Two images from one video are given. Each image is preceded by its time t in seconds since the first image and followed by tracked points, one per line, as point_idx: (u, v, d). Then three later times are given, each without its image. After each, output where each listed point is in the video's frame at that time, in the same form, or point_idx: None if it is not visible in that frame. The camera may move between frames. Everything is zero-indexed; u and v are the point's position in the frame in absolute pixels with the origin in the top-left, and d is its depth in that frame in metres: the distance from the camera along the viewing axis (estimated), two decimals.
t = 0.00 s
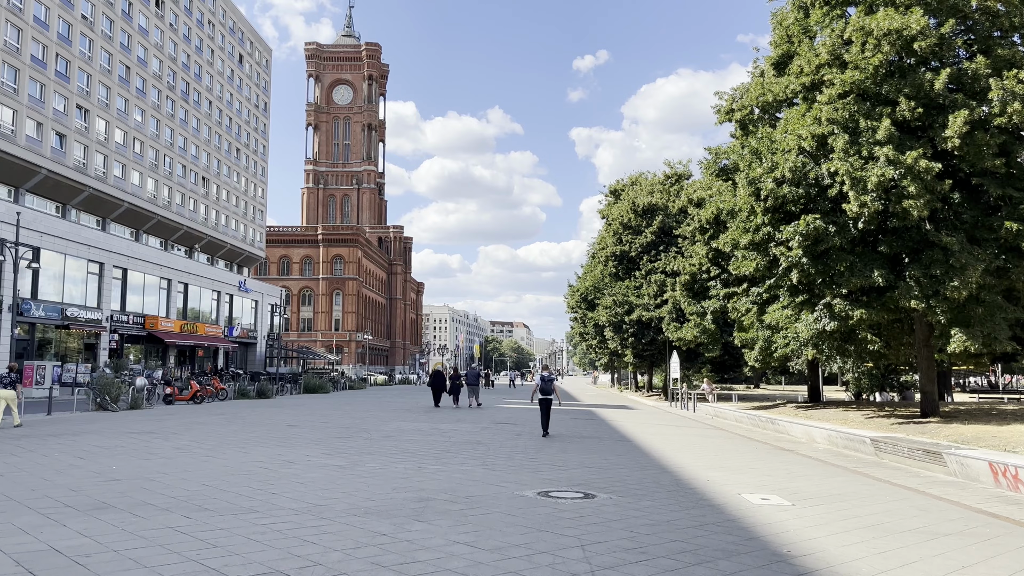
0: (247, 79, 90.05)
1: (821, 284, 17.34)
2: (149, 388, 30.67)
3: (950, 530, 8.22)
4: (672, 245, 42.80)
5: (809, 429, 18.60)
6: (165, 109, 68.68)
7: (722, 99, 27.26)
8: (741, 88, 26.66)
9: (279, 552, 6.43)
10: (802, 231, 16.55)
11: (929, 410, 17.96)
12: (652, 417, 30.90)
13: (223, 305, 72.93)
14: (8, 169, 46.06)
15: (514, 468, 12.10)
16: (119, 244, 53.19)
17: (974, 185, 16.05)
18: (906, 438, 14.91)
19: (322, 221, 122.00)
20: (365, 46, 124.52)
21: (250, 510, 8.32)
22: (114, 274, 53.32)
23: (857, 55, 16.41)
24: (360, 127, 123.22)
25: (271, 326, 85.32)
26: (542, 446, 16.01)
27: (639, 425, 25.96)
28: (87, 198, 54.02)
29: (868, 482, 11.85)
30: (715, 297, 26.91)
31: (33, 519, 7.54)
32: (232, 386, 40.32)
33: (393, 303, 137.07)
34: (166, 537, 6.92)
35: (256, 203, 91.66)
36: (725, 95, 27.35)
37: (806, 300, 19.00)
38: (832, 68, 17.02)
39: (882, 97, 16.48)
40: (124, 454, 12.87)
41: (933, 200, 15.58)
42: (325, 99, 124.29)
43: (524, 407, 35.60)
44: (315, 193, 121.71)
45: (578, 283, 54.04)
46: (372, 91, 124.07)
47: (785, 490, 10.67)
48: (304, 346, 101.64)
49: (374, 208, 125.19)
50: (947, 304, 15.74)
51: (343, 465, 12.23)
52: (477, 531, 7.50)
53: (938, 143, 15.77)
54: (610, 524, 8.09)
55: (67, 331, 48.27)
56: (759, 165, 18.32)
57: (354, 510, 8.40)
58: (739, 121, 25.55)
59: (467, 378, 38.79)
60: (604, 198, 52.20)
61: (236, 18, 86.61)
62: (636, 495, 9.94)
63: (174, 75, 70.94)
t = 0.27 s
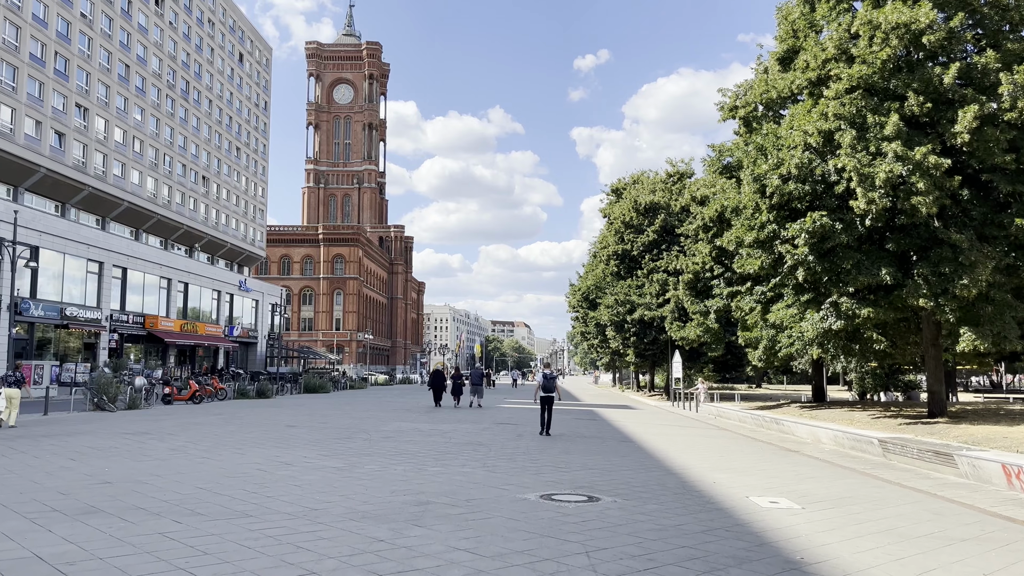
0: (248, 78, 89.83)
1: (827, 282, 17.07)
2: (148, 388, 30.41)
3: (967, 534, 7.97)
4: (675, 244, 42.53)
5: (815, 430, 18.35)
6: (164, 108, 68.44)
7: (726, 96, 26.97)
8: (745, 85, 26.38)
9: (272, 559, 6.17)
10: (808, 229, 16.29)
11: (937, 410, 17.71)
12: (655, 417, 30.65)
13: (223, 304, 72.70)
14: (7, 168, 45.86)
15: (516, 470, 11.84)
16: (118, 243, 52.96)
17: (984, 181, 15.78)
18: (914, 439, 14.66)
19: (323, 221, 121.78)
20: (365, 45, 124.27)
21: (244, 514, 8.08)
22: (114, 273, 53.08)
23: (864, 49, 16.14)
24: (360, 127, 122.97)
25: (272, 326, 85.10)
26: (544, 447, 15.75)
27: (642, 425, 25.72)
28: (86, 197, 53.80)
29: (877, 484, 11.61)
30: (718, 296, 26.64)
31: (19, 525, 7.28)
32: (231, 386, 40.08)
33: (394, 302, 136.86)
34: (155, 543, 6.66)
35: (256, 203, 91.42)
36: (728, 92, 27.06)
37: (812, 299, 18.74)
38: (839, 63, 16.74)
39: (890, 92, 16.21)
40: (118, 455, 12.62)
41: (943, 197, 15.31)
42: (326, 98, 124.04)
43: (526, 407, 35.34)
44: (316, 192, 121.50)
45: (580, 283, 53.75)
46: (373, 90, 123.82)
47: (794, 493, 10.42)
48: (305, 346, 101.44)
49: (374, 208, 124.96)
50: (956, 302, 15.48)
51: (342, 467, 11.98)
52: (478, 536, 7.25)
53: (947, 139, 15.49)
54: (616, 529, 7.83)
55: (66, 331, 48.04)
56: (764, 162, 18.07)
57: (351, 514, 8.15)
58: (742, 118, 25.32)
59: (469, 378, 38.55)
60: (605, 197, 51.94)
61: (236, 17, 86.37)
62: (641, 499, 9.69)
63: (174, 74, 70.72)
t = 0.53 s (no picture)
0: (246, 76, 89.52)
1: (831, 279, 16.82)
2: (144, 388, 30.14)
3: (979, 538, 7.74)
4: (675, 243, 42.27)
5: (818, 430, 18.11)
6: (163, 107, 68.13)
7: (727, 93, 26.72)
8: (747, 81, 26.14)
9: (262, 566, 5.95)
10: (812, 225, 16.05)
11: (943, 410, 17.48)
12: (656, 416, 30.40)
13: (222, 304, 72.40)
14: (4, 166, 45.60)
15: (516, 471, 11.60)
16: (116, 242, 52.68)
17: (991, 177, 15.53)
18: (921, 438, 14.45)
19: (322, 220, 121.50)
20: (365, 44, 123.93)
21: (236, 517, 7.84)
22: (113, 272, 52.81)
23: (869, 43, 15.87)
24: (360, 126, 122.65)
25: (271, 325, 84.83)
26: (544, 447, 15.50)
27: (644, 425, 25.47)
28: (84, 196, 53.54)
29: (885, 485, 11.37)
30: (720, 295, 26.38)
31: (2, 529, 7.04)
32: (229, 386, 39.81)
33: (394, 302, 136.63)
34: (141, 549, 6.42)
35: (256, 202, 91.12)
36: (730, 88, 26.80)
37: (816, 297, 18.47)
38: (843, 57, 16.48)
39: (895, 86, 15.96)
40: (109, 456, 12.37)
41: (949, 193, 15.05)
42: (325, 97, 123.73)
43: (526, 407, 35.10)
44: (316, 191, 121.23)
45: (580, 281, 53.48)
46: (372, 89, 123.53)
47: (800, 495, 10.19)
48: (305, 345, 101.25)
49: (374, 207, 124.70)
50: (963, 300, 15.24)
51: (339, 468, 11.75)
52: (476, 541, 7.00)
53: (954, 134, 15.22)
54: (619, 532, 7.61)
55: (64, 330, 47.77)
56: (767, 158, 17.81)
57: (346, 517, 7.90)
58: (744, 114, 25.06)
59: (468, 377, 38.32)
60: (605, 195, 51.65)
61: (235, 15, 86.06)
62: (644, 501, 9.46)
63: (172, 73, 70.42)
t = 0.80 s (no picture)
0: (243, 75, 89.14)
1: (833, 276, 16.57)
2: (138, 388, 29.83)
3: (991, 541, 7.47)
4: (674, 241, 42.02)
5: (820, 429, 17.86)
6: (159, 106, 67.77)
7: (727, 89, 26.48)
8: (747, 77, 25.91)
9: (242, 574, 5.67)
10: (814, 221, 15.80)
11: (946, 409, 17.24)
12: (655, 415, 30.16)
13: (219, 304, 72.11)
14: None
15: (512, 473, 11.33)
16: (112, 241, 52.36)
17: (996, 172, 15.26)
18: (925, 438, 14.20)
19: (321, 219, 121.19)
20: (363, 43, 123.59)
21: (220, 522, 7.56)
22: (109, 272, 52.49)
23: (872, 36, 15.60)
24: (358, 125, 122.31)
25: (269, 325, 84.51)
26: (541, 448, 15.23)
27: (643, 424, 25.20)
28: (80, 195, 53.22)
29: (889, 486, 11.11)
30: (720, 293, 26.12)
31: None
32: (226, 386, 39.50)
33: (393, 301, 136.38)
34: (117, 556, 6.14)
35: (253, 201, 90.76)
36: (730, 85, 26.56)
37: (817, 295, 18.20)
38: (845, 50, 16.21)
39: (898, 80, 15.70)
40: (96, 459, 12.08)
41: (954, 188, 14.79)
42: (323, 97, 123.38)
43: (524, 406, 34.84)
44: (314, 191, 120.90)
45: (578, 280, 53.25)
46: (370, 88, 123.20)
47: (804, 496, 9.93)
48: (303, 345, 100.99)
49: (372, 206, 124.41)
50: (967, 297, 14.99)
51: (331, 469, 11.47)
52: (468, 547, 6.72)
53: (958, 128, 14.96)
54: (617, 536, 7.33)
55: (60, 331, 47.43)
56: (768, 154, 17.55)
57: (334, 522, 7.62)
58: (744, 111, 24.81)
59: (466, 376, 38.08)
60: (604, 193, 51.39)
61: (232, 14, 85.72)
62: (643, 504, 9.18)
63: (169, 71, 70.08)
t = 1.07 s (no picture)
0: (239, 74, 88.73)
1: (834, 273, 16.33)
2: (131, 387, 29.49)
3: (1003, 545, 7.23)
4: (672, 239, 41.79)
5: (821, 429, 17.63)
6: (154, 104, 67.35)
7: (725, 85, 26.25)
8: (745, 73, 25.68)
9: None
10: (815, 218, 15.57)
11: (949, 407, 17.02)
12: (654, 415, 29.92)
13: (215, 303, 71.73)
14: None
15: (509, 474, 11.05)
16: (107, 240, 52.00)
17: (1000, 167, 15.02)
18: (929, 437, 13.98)
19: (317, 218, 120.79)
20: (359, 42, 123.17)
21: (206, 527, 7.30)
22: (104, 271, 52.11)
23: (874, 29, 15.35)
24: (354, 124, 121.91)
25: (265, 324, 84.14)
26: (539, 448, 14.97)
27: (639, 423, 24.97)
28: (74, 194, 52.82)
29: (894, 486, 10.89)
30: (718, 291, 25.89)
31: None
32: (221, 386, 39.19)
33: (390, 300, 136.05)
34: (94, 563, 5.87)
35: (249, 200, 90.37)
36: (728, 81, 26.35)
37: (818, 293, 17.95)
38: (846, 44, 15.96)
39: (900, 74, 15.46)
40: (82, 460, 11.79)
41: (957, 183, 14.54)
42: (320, 96, 122.93)
43: (521, 406, 34.57)
44: (310, 190, 120.52)
45: (576, 279, 53.03)
46: (367, 87, 122.82)
47: (808, 498, 9.68)
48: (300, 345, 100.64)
49: (369, 205, 124.08)
50: (971, 294, 14.76)
51: (324, 470, 11.21)
52: (462, 552, 6.46)
53: (961, 122, 14.71)
54: (617, 541, 7.07)
55: (54, 330, 47.04)
56: (768, 149, 17.29)
57: (323, 526, 7.36)
58: (743, 107, 24.56)
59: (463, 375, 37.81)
60: (601, 191, 51.14)
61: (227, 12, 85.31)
62: (643, 506, 8.93)
63: (164, 70, 69.66)
